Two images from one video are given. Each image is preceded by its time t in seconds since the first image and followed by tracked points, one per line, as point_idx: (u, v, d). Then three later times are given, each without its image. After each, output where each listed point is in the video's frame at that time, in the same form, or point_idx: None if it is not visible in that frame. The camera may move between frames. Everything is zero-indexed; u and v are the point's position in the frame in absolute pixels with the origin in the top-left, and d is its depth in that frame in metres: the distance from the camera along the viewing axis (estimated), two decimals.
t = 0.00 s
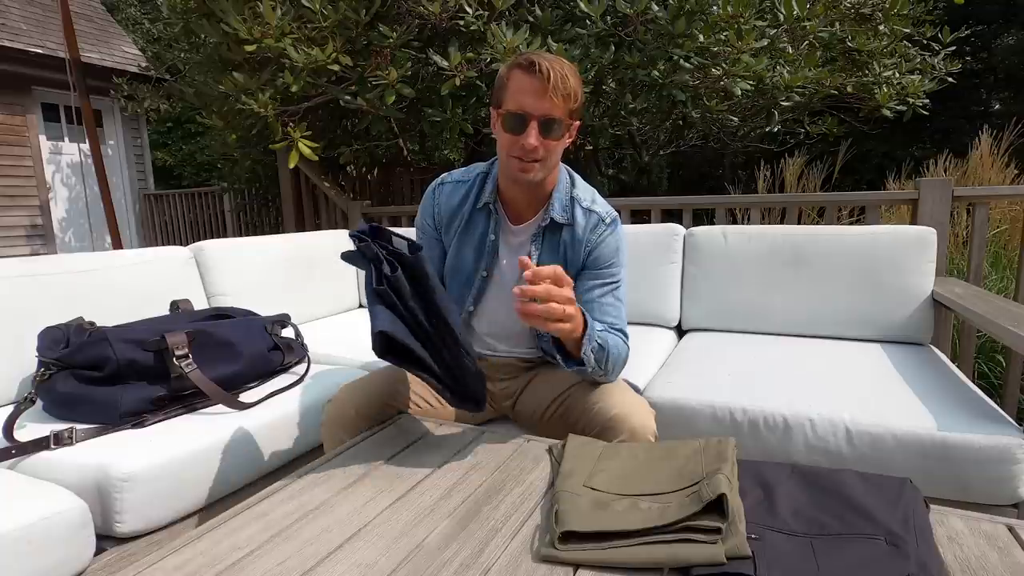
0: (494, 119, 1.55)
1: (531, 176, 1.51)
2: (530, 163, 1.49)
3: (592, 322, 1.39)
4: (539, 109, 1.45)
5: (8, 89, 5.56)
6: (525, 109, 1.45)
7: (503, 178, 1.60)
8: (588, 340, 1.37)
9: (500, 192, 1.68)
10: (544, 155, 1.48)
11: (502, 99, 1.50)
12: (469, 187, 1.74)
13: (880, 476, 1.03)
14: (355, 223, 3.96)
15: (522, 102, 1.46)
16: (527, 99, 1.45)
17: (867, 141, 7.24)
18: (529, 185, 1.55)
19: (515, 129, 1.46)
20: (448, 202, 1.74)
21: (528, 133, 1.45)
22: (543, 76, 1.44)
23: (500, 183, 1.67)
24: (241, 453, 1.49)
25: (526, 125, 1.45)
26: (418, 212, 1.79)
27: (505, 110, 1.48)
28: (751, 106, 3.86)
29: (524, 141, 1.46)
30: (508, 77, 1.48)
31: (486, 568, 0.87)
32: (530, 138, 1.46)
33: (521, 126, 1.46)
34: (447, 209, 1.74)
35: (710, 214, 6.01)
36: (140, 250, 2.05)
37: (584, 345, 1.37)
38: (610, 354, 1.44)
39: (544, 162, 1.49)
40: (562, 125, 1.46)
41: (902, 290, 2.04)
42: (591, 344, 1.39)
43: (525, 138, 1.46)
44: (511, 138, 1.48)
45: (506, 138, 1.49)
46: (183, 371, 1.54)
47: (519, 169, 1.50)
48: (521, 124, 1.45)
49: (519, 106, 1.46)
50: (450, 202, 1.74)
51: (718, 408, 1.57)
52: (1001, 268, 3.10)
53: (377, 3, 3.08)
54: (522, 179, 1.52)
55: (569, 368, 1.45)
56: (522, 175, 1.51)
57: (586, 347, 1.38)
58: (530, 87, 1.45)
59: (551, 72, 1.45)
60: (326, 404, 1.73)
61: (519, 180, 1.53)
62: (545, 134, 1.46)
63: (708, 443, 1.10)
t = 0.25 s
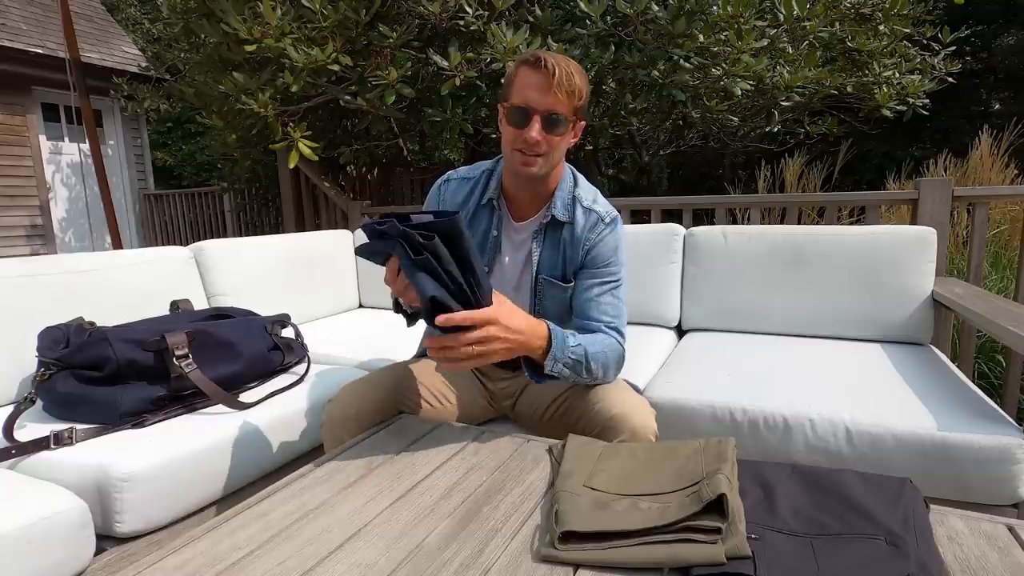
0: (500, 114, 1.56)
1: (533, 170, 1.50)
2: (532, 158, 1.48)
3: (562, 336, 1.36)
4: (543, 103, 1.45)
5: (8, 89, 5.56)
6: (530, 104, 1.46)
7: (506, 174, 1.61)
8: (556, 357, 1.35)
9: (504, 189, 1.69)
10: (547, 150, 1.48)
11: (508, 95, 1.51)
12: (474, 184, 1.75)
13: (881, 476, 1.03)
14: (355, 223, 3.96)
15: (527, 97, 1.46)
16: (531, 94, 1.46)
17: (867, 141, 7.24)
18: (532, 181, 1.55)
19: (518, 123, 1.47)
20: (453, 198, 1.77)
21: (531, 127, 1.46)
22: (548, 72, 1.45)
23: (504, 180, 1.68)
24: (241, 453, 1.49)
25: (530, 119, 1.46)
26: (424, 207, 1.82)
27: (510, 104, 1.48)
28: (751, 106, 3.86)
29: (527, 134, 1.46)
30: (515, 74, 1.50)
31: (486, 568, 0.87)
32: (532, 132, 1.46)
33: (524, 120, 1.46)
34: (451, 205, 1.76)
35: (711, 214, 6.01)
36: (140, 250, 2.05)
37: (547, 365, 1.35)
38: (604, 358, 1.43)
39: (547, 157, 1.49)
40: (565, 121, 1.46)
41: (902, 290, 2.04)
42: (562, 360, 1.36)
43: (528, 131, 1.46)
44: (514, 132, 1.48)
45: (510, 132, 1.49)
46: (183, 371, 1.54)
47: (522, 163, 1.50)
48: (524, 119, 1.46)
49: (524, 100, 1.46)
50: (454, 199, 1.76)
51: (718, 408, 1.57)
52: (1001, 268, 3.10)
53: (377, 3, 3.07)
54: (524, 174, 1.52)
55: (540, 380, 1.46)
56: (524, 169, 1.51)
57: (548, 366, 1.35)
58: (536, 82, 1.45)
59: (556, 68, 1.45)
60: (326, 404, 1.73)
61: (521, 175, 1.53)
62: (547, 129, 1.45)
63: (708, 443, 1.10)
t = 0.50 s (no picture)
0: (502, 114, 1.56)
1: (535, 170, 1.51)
2: (535, 158, 1.49)
3: (560, 334, 1.37)
4: (546, 103, 1.45)
5: (8, 89, 5.56)
6: (532, 104, 1.46)
7: (509, 173, 1.61)
8: (554, 354, 1.36)
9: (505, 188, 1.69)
10: (549, 150, 1.48)
11: (510, 94, 1.50)
12: (477, 183, 1.74)
13: (881, 476, 1.03)
14: (355, 223, 3.96)
15: (529, 97, 1.46)
16: (534, 95, 1.46)
17: (867, 141, 7.24)
18: (535, 180, 1.56)
19: (521, 123, 1.47)
20: (455, 195, 1.75)
21: (533, 127, 1.46)
22: (551, 72, 1.44)
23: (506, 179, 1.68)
24: (241, 453, 1.48)
25: (532, 119, 1.46)
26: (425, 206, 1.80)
27: (512, 104, 1.48)
28: (751, 106, 3.86)
29: (529, 134, 1.46)
30: (517, 74, 1.49)
31: (486, 568, 0.87)
32: (535, 132, 1.46)
33: (527, 120, 1.46)
34: (452, 204, 1.74)
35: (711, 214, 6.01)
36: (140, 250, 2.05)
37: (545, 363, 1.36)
38: (605, 356, 1.43)
39: (549, 157, 1.49)
40: (568, 121, 1.46)
41: (902, 290, 2.04)
42: (560, 358, 1.37)
43: (530, 131, 1.46)
44: (516, 132, 1.48)
45: (512, 132, 1.49)
46: (183, 371, 1.54)
47: (524, 163, 1.50)
48: (526, 119, 1.46)
49: (526, 100, 1.46)
50: (456, 198, 1.74)
51: (718, 408, 1.57)
52: (1001, 268, 3.10)
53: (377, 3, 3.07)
54: (526, 173, 1.52)
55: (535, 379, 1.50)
56: (527, 169, 1.51)
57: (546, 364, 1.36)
58: (538, 83, 1.45)
59: (559, 68, 1.45)
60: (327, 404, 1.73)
61: (524, 174, 1.53)
62: (549, 129, 1.46)
63: (708, 443, 1.10)
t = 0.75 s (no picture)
0: (501, 115, 1.55)
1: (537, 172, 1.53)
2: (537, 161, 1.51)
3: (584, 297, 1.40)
4: (547, 107, 1.45)
5: (8, 89, 5.56)
6: (533, 107, 1.45)
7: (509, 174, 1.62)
8: (574, 312, 1.38)
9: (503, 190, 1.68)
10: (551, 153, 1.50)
11: (509, 97, 1.50)
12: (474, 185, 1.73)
13: (881, 476, 1.03)
14: (355, 224, 3.96)
15: (530, 101, 1.46)
16: (535, 98, 1.45)
17: (867, 140, 7.24)
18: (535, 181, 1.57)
19: (522, 127, 1.47)
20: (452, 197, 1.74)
21: (536, 131, 1.46)
22: (551, 75, 1.44)
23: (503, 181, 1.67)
24: (241, 453, 1.49)
25: (534, 123, 1.46)
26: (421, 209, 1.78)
27: (512, 107, 1.48)
28: (751, 106, 3.86)
29: (532, 138, 1.47)
30: (515, 77, 1.48)
31: (486, 568, 0.87)
32: (538, 136, 1.46)
33: (529, 123, 1.46)
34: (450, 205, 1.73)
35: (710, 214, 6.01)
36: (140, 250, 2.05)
37: (564, 318, 1.38)
38: (613, 341, 1.45)
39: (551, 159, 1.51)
40: (569, 123, 1.47)
41: (902, 290, 2.04)
42: (578, 320, 1.39)
43: (533, 135, 1.46)
44: (518, 135, 1.48)
45: (514, 134, 1.49)
46: (183, 371, 1.54)
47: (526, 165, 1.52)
48: (529, 122, 1.46)
49: (527, 104, 1.46)
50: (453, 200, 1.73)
51: (718, 407, 1.57)
52: (1001, 268, 3.10)
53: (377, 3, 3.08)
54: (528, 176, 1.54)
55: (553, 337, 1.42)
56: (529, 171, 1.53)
57: (567, 318, 1.38)
58: (539, 86, 1.45)
59: (559, 71, 1.45)
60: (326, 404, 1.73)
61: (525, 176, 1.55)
62: (552, 132, 1.47)
63: (709, 443, 1.10)
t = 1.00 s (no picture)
0: (503, 114, 1.54)
1: (538, 172, 1.50)
2: (538, 159, 1.48)
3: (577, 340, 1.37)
4: (550, 104, 1.44)
5: (8, 89, 5.56)
6: (536, 104, 1.45)
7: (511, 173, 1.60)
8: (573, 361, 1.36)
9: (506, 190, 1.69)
10: (553, 152, 1.48)
11: (512, 94, 1.50)
12: (476, 186, 1.74)
13: (881, 475, 1.03)
14: (355, 224, 3.96)
15: (533, 98, 1.45)
16: (537, 95, 1.45)
17: (867, 141, 7.24)
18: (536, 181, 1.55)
19: (525, 124, 1.46)
20: (454, 199, 1.76)
21: (538, 128, 1.45)
22: (554, 72, 1.44)
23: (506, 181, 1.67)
24: (241, 453, 1.49)
25: (536, 120, 1.45)
26: (425, 210, 1.81)
27: (515, 105, 1.48)
28: (751, 106, 3.86)
29: (534, 136, 1.46)
30: (519, 74, 1.49)
31: (486, 568, 0.87)
32: (540, 133, 1.45)
33: (531, 121, 1.45)
34: (453, 205, 1.76)
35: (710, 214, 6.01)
36: (140, 250, 2.05)
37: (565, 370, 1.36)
38: (612, 362, 1.44)
39: (552, 159, 1.49)
40: (571, 122, 1.46)
41: (902, 290, 2.04)
42: (578, 363, 1.37)
43: (535, 132, 1.45)
44: (520, 133, 1.47)
45: (515, 132, 1.48)
46: (183, 371, 1.54)
47: (526, 165, 1.50)
48: (531, 119, 1.45)
49: (529, 101, 1.46)
50: (456, 200, 1.75)
51: (718, 407, 1.57)
52: (1001, 268, 3.10)
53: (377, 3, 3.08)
54: (529, 175, 1.52)
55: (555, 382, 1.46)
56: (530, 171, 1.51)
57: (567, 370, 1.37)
58: (541, 83, 1.45)
59: (562, 68, 1.45)
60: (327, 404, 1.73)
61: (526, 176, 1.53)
62: (553, 130, 1.45)
63: (708, 443, 1.10)
